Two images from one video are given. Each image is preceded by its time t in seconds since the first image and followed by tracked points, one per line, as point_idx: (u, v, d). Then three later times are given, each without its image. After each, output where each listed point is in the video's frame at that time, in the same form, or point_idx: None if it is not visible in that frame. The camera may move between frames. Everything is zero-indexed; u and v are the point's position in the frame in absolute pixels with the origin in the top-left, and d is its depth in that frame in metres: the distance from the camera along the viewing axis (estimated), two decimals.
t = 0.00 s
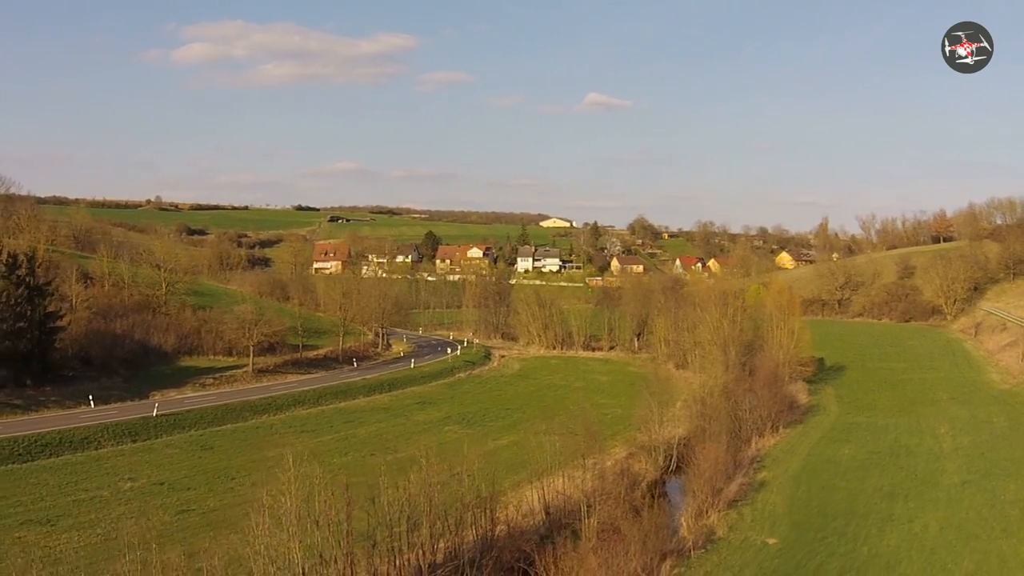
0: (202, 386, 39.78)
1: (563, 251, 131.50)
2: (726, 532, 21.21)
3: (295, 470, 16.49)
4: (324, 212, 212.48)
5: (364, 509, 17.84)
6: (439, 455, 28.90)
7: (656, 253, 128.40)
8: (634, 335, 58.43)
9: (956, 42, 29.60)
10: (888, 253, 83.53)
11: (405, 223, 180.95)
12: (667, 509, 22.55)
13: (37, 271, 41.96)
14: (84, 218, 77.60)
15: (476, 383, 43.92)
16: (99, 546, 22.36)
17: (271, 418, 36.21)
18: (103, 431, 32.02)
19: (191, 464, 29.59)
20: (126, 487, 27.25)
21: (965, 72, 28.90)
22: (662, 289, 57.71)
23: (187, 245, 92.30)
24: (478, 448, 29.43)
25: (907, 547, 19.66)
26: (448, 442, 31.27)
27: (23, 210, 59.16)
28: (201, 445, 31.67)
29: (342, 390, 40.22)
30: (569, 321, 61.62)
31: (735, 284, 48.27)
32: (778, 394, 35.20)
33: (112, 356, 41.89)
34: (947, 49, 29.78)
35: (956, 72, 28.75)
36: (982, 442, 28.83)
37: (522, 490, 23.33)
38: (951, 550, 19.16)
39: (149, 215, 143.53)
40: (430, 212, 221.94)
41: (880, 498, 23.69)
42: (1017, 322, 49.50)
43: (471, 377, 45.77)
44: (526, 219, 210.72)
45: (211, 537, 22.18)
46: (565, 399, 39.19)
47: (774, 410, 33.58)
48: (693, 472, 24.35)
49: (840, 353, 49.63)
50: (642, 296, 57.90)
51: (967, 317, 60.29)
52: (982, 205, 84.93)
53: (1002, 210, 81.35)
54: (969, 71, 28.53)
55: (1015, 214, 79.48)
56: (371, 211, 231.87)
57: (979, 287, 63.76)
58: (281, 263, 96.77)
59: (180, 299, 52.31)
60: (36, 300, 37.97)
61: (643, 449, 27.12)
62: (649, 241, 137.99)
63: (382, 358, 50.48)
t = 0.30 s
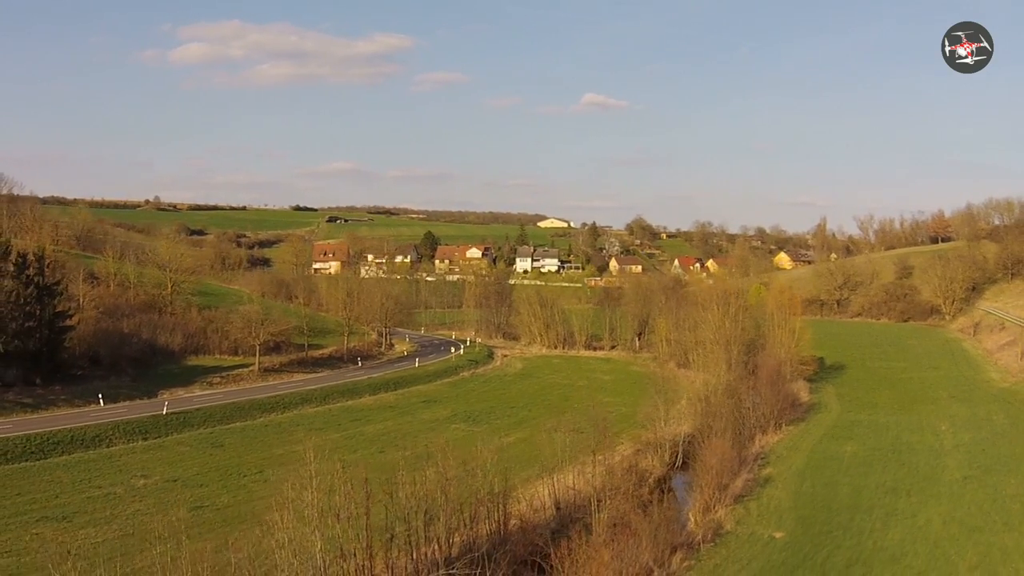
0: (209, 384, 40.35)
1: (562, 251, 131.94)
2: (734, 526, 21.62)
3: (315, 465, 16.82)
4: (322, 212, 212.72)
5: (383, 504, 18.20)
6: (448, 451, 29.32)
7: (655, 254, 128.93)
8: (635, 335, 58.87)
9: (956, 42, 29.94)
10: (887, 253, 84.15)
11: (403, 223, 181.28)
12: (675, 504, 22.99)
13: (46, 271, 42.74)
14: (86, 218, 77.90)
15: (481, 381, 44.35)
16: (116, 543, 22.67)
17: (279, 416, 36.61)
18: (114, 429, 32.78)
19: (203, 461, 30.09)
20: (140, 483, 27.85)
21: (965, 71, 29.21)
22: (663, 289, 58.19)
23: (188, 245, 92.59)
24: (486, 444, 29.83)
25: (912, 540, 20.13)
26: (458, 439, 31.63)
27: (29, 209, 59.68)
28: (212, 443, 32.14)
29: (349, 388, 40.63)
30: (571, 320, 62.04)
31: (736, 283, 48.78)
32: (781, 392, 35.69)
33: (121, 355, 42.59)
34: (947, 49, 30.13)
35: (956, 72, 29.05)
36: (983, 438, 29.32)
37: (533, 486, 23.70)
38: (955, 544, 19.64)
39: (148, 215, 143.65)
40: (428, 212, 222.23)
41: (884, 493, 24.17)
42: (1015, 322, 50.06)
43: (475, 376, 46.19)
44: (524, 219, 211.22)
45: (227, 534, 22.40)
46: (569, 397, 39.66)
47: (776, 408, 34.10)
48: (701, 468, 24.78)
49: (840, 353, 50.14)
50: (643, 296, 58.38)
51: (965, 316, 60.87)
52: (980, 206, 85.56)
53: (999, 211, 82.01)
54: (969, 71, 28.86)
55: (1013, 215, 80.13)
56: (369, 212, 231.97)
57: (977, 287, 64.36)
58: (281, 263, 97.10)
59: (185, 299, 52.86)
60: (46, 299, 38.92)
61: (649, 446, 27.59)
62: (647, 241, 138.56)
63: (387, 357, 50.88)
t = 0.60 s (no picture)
0: (217, 382, 41.08)
1: (561, 251, 132.33)
2: (741, 520, 22.01)
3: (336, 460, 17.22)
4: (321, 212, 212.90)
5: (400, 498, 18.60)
6: (455, 447, 29.75)
7: (654, 253, 129.43)
8: (637, 334, 59.29)
9: (956, 43, 30.28)
10: (886, 253, 84.69)
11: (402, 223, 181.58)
12: (682, 499, 23.44)
13: (56, 270, 43.68)
14: (88, 218, 78.12)
15: (485, 380, 44.73)
16: (133, 537, 23.04)
17: (288, 414, 37.03)
18: (125, 426, 33.69)
19: (214, 458, 30.59)
20: (153, 480, 28.48)
21: (965, 71, 29.53)
22: (665, 288, 58.64)
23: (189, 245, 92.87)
24: (494, 440, 30.26)
25: (916, 533, 20.59)
26: (465, 435, 32.03)
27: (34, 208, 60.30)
28: (222, 440, 32.65)
29: (355, 386, 41.04)
30: (573, 319, 62.45)
31: (737, 283, 49.28)
32: (783, 390, 36.16)
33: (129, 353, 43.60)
34: (947, 49, 30.47)
35: (956, 72, 29.32)
36: (984, 435, 29.80)
37: (543, 481, 24.11)
38: (958, 537, 20.09)
39: (147, 215, 143.81)
40: (427, 211, 222.37)
41: (888, 488, 24.62)
42: (1014, 321, 50.59)
43: (480, 374, 46.59)
44: (522, 219, 211.71)
45: (242, 529, 22.72)
46: (574, 394, 40.11)
47: (779, 405, 34.58)
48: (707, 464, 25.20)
49: (840, 352, 50.64)
50: (644, 295, 58.80)
51: (964, 316, 61.43)
52: (978, 206, 86.09)
53: (998, 211, 82.61)
54: (969, 71, 29.18)
55: (1012, 215, 80.74)
56: (367, 211, 232.00)
57: (976, 287, 64.92)
58: (282, 262, 97.43)
59: (191, 298, 53.40)
60: (55, 298, 39.98)
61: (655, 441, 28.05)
62: (647, 241, 139.01)
63: (391, 356, 51.28)
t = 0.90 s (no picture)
0: (226, 381, 41.97)
1: (561, 251, 132.83)
2: (750, 515, 22.47)
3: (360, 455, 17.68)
4: (321, 212, 213.32)
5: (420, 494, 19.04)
6: (466, 445, 30.27)
7: (654, 253, 129.92)
8: (640, 333, 59.76)
9: (957, 43, 30.49)
10: (886, 254, 85.22)
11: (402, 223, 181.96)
12: (692, 494, 23.93)
13: (66, 269, 44.68)
14: (93, 218, 78.53)
15: (491, 378, 45.22)
16: (152, 532, 23.59)
17: (298, 412, 37.49)
18: (139, 424, 34.71)
19: (228, 454, 31.12)
20: (168, 477, 29.05)
21: (966, 71, 29.72)
22: (668, 287, 59.14)
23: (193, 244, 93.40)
24: (503, 438, 30.81)
25: (921, 528, 21.06)
26: (474, 433, 32.54)
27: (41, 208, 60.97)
28: (235, 437, 33.21)
29: (363, 384, 41.50)
30: (576, 319, 62.95)
31: (740, 282, 49.81)
32: (787, 388, 36.66)
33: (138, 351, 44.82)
34: (947, 49, 30.69)
35: (956, 72, 29.49)
36: (987, 433, 30.24)
37: (554, 477, 24.66)
38: (963, 531, 20.56)
39: (148, 215, 144.26)
40: (427, 211, 222.61)
41: (893, 484, 25.09)
42: (1014, 321, 51.13)
43: (485, 373, 47.10)
44: (522, 219, 212.21)
45: (262, 525, 23.19)
46: (580, 393, 40.63)
47: (783, 403, 35.09)
48: (716, 459, 25.66)
49: (842, 351, 51.17)
50: (648, 295, 59.31)
51: (965, 315, 61.98)
52: (978, 207, 86.59)
53: (998, 211, 83.18)
54: (969, 71, 29.36)
55: (1012, 215, 81.30)
56: (368, 211, 232.23)
57: (976, 287, 65.49)
58: (285, 262, 97.90)
59: (198, 297, 54.17)
60: (66, 297, 41.21)
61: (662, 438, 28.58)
62: (647, 242, 139.47)
63: (397, 355, 51.82)
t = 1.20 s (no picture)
0: (238, 380, 42.59)
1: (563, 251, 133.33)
2: (762, 511, 22.96)
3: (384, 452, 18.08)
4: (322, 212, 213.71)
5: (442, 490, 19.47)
6: (478, 443, 30.75)
7: (656, 253, 130.41)
8: (644, 333, 60.29)
9: (956, 43, 30.50)
10: (889, 254, 85.86)
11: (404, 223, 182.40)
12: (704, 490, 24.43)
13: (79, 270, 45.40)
14: (98, 218, 79.02)
15: (500, 377, 45.71)
16: (173, 529, 24.01)
17: (310, 411, 38.04)
18: (154, 423, 35.23)
19: (243, 453, 31.61)
20: (186, 475, 29.55)
21: (966, 71, 29.71)
22: (672, 288, 59.65)
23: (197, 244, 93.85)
24: (515, 436, 31.29)
25: (930, 522, 21.55)
26: (485, 432, 33.00)
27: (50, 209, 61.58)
28: (249, 436, 33.73)
29: (374, 384, 42.06)
30: (581, 318, 63.45)
31: (745, 282, 50.34)
32: (793, 387, 37.21)
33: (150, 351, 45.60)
34: (947, 49, 30.67)
35: (957, 72, 29.48)
36: (991, 430, 30.76)
37: (568, 474, 25.16)
38: (971, 525, 21.05)
39: (150, 215, 144.68)
40: (427, 212, 223.04)
41: (900, 481, 25.58)
42: (1016, 321, 51.67)
43: (493, 372, 47.60)
44: (523, 219, 212.60)
45: (283, 520, 23.65)
46: (588, 391, 41.14)
47: (790, 402, 35.64)
48: (727, 456, 26.17)
49: (846, 350, 51.68)
50: (652, 295, 59.82)
51: (967, 315, 62.53)
52: (979, 207, 87.18)
53: (999, 211, 83.68)
54: (969, 71, 29.36)
55: (1012, 215, 81.81)
56: (368, 211, 232.59)
57: (978, 287, 66.01)
58: (288, 262, 98.36)
59: (207, 297, 54.95)
60: (79, 297, 41.90)
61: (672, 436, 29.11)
62: (648, 242, 140.01)
63: (405, 354, 52.36)
